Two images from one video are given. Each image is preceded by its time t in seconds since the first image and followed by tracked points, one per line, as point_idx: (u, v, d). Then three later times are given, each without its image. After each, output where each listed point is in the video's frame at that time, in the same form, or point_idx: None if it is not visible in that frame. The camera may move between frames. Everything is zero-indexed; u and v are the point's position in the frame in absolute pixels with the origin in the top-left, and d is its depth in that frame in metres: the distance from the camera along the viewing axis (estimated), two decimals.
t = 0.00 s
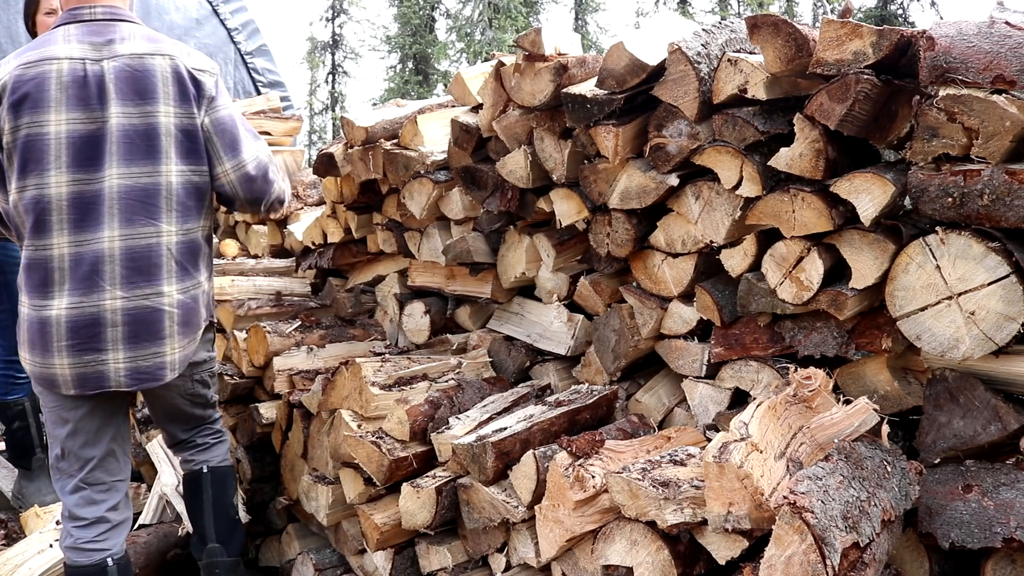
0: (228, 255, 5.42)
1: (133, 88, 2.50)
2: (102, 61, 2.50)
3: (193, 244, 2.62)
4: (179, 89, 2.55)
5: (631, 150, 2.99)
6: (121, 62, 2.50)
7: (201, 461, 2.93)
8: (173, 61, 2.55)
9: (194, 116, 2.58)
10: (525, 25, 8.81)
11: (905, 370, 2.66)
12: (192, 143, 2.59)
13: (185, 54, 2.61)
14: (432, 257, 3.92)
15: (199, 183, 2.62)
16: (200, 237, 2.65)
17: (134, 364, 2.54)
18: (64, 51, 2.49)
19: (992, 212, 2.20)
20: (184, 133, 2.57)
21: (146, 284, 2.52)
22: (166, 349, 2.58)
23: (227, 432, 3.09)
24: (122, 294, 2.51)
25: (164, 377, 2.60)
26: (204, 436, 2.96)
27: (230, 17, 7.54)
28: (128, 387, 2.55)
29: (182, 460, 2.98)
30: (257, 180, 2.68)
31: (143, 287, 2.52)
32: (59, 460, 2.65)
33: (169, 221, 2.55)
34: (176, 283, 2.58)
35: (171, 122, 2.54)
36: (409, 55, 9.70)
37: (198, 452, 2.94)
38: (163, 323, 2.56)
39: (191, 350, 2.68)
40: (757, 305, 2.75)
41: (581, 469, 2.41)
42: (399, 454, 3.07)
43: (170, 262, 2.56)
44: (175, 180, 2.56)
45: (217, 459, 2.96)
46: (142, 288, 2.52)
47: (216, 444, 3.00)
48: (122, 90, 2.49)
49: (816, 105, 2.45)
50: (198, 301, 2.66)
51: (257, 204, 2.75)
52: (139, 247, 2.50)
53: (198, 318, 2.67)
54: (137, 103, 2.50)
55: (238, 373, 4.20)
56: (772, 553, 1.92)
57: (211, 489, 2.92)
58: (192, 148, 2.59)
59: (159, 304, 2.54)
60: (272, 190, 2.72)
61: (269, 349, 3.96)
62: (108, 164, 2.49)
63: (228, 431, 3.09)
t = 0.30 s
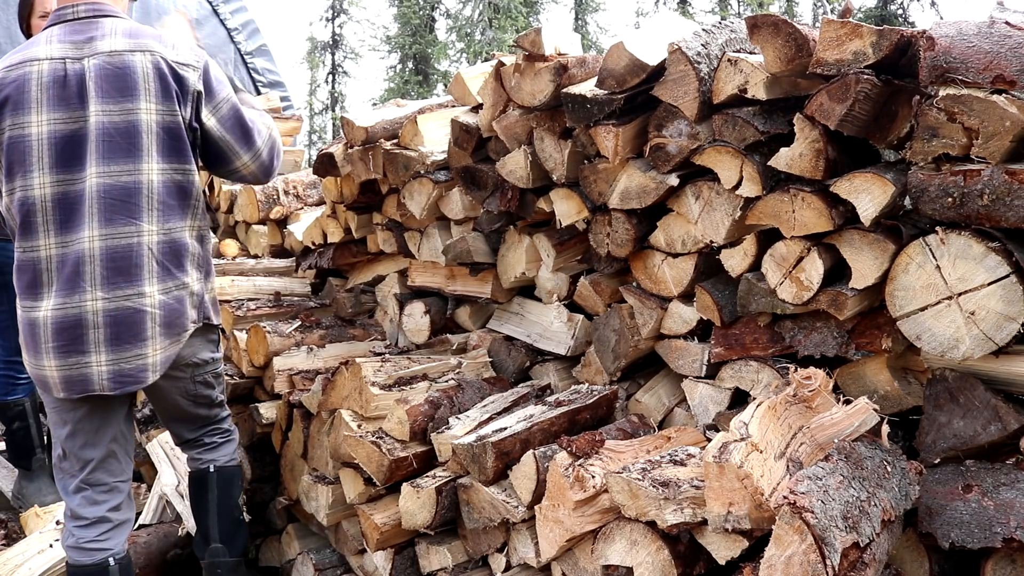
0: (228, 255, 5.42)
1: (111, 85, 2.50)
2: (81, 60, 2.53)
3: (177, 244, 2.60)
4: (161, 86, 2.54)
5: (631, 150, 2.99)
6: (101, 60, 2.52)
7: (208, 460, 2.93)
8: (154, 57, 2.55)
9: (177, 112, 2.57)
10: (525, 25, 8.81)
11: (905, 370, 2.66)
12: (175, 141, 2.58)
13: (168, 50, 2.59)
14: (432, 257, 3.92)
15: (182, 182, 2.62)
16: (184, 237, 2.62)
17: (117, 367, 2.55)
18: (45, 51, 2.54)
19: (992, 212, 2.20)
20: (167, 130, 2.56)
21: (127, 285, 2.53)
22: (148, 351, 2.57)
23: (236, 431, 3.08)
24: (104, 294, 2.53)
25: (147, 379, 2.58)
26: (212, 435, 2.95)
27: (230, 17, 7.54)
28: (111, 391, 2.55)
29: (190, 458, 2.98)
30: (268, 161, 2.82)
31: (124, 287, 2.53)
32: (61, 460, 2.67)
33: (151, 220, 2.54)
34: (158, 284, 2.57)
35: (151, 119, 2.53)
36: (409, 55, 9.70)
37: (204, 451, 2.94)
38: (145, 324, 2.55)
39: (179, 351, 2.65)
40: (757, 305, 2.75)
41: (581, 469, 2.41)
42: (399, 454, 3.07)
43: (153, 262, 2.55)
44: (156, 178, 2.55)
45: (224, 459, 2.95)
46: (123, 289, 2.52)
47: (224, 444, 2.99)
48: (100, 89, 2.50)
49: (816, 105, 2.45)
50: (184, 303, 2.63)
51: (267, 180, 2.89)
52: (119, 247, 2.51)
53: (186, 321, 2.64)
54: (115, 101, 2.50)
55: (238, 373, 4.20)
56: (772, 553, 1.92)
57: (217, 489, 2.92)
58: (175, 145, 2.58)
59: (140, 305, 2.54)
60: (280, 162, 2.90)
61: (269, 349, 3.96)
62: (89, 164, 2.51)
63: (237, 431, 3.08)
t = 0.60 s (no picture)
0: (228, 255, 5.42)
1: (116, 86, 2.51)
2: (86, 61, 2.53)
3: (180, 247, 2.60)
4: (166, 89, 2.54)
5: (631, 150, 2.99)
6: (106, 60, 2.52)
7: (208, 460, 2.93)
8: (159, 60, 2.55)
9: (182, 116, 2.57)
10: (525, 25, 8.82)
11: (905, 370, 2.66)
12: (179, 144, 2.58)
13: (173, 52, 2.60)
14: (432, 257, 3.92)
15: (185, 185, 2.62)
16: (188, 240, 2.62)
17: (118, 369, 2.55)
18: (50, 52, 2.55)
19: (992, 212, 2.20)
20: (171, 133, 2.56)
21: (130, 287, 2.52)
22: (152, 354, 2.57)
23: (236, 431, 3.08)
24: (105, 296, 2.52)
25: (150, 382, 2.58)
26: (211, 435, 2.96)
27: (230, 17, 7.54)
28: (114, 393, 2.56)
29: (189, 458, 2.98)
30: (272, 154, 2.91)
31: (127, 290, 2.52)
32: (60, 460, 2.67)
33: (154, 223, 2.54)
34: (161, 287, 2.57)
35: (156, 122, 2.53)
36: (409, 55, 9.70)
37: (204, 450, 2.94)
38: (148, 327, 2.55)
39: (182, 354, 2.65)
40: (757, 305, 2.75)
41: (581, 469, 2.41)
42: (399, 454, 3.07)
43: (156, 265, 2.55)
44: (160, 181, 2.55)
45: (224, 458, 2.96)
46: (125, 292, 2.52)
47: (224, 444, 2.99)
48: (105, 90, 2.50)
49: (816, 105, 2.45)
50: (188, 306, 2.63)
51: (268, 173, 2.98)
52: (122, 249, 2.51)
53: (189, 324, 2.64)
54: (120, 103, 2.50)
55: (238, 373, 4.20)
56: (771, 553, 1.92)
57: (216, 488, 2.92)
58: (179, 148, 2.59)
59: (143, 308, 2.53)
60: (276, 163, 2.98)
61: (269, 349, 3.96)
62: (92, 165, 2.50)
63: (237, 430, 3.08)
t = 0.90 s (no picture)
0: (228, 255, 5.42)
1: (127, 84, 2.51)
2: (95, 61, 2.53)
3: (190, 242, 2.60)
4: (175, 86, 2.57)
5: (631, 150, 2.99)
6: (115, 59, 2.52)
7: (206, 460, 2.93)
8: (167, 57, 2.57)
9: (191, 112, 2.59)
10: (525, 25, 8.82)
11: (905, 370, 2.66)
12: (188, 140, 2.60)
13: (179, 49, 2.62)
14: (432, 257, 3.92)
15: (195, 181, 2.63)
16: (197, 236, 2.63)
17: (134, 364, 2.54)
18: (58, 54, 2.55)
19: (992, 212, 2.20)
20: (181, 129, 2.58)
21: (144, 282, 2.52)
22: (166, 348, 2.57)
23: (234, 432, 3.08)
24: (120, 293, 2.51)
25: (164, 376, 2.58)
26: (210, 435, 2.96)
27: (230, 17, 7.53)
28: (129, 387, 2.55)
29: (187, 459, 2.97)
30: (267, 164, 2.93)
31: (141, 285, 2.52)
32: (64, 460, 2.67)
33: (166, 218, 2.55)
34: (175, 282, 2.57)
35: (167, 118, 2.55)
36: (409, 55, 9.70)
37: (202, 450, 2.94)
38: (162, 322, 2.54)
39: (194, 348, 2.65)
40: (757, 305, 2.75)
41: (581, 469, 2.41)
42: (399, 454, 3.07)
43: (168, 260, 2.55)
44: (171, 177, 2.56)
45: (223, 458, 2.96)
46: (140, 287, 2.52)
47: (222, 444, 3.00)
48: (116, 89, 2.50)
49: (816, 105, 2.45)
50: (198, 300, 2.63)
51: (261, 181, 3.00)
52: (136, 245, 2.50)
53: (201, 318, 2.65)
54: (131, 100, 2.51)
55: (237, 373, 4.20)
56: (772, 553, 1.92)
57: (216, 488, 2.92)
58: (188, 144, 2.60)
59: (157, 303, 2.53)
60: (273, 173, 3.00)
61: (269, 349, 3.96)
62: (105, 163, 2.50)
63: (234, 431, 3.09)
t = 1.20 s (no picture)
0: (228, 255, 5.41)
1: (150, 92, 2.53)
2: (117, 67, 2.51)
3: (205, 246, 2.65)
4: (195, 95, 2.61)
5: (631, 150, 2.99)
6: (137, 66, 2.53)
7: (196, 461, 2.95)
8: (187, 67, 2.61)
9: (208, 120, 2.64)
10: (525, 25, 8.82)
11: (905, 370, 2.66)
12: (205, 148, 2.64)
13: (196, 58, 2.66)
14: (432, 257, 3.92)
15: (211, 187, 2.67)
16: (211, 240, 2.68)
17: (148, 363, 2.56)
18: (78, 57, 2.50)
19: (991, 212, 2.20)
20: (199, 137, 2.62)
21: (162, 285, 2.55)
22: (181, 349, 2.60)
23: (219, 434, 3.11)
24: (139, 294, 2.52)
25: (177, 376, 2.62)
26: (198, 436, 2.98)
27: (230, 17, 7.52)
28: (143, 386, 2.57)
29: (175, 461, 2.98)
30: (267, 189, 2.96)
31: (159, 287, 2.54)
32: (65, 458, 2.65)
33: (184, 223, 2.58)
34: (190, 285, 2.61)
35: (187, 126, 2.58)
36: (409, 55, 9.70)
37: (191, 452, 2.96)
38: (178, 324, 2.58)
39: (204, 350, 2.69)
40: (757, 305, 2.75)
41: (581, 469, 2.41)
42: (399, 454, 3.07)
43: (185, 263, 2.58)
44: (190, 183, 2.59)
45: (211, 459, 2.98)
46: (159, 289, 2.54)
47: (210, 445, 3.02)
48: (140, 96, 2.51)
49: (816, 105, 2.46)
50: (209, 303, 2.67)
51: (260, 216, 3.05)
52: (155, 248, 2.52)
53: (211, 319, 2.69)
54: (154, 108, 2.53)
55: (237, 373, 4.20)
56: (772, 553, 1.92)
57: (208, 487, 2.93)
58: (205, 152, 2.64)
59: (174, 305, 2.56)
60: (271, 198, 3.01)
61: (269, 349, 3.96)
62: (126, 168, 2.50)
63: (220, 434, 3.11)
